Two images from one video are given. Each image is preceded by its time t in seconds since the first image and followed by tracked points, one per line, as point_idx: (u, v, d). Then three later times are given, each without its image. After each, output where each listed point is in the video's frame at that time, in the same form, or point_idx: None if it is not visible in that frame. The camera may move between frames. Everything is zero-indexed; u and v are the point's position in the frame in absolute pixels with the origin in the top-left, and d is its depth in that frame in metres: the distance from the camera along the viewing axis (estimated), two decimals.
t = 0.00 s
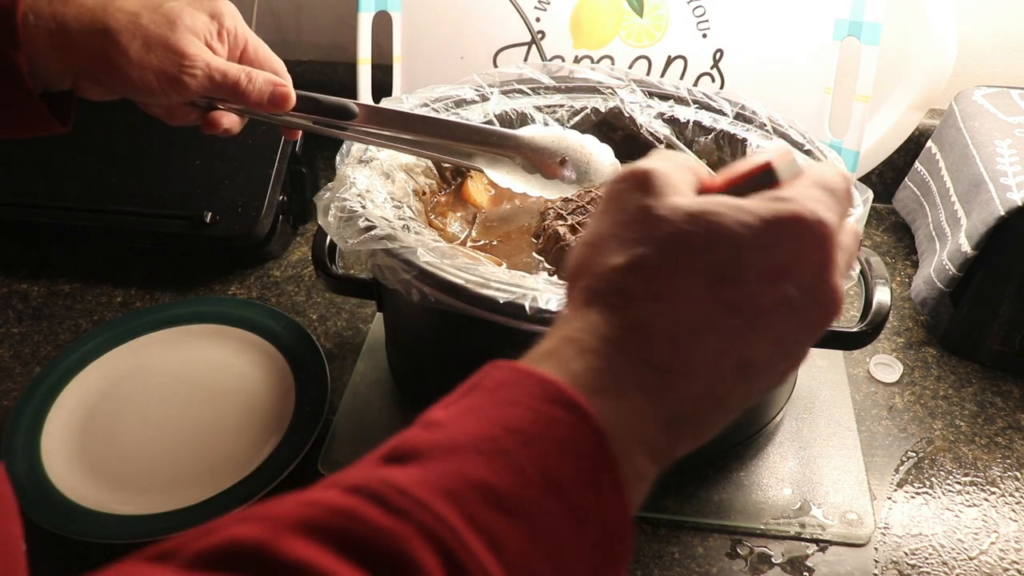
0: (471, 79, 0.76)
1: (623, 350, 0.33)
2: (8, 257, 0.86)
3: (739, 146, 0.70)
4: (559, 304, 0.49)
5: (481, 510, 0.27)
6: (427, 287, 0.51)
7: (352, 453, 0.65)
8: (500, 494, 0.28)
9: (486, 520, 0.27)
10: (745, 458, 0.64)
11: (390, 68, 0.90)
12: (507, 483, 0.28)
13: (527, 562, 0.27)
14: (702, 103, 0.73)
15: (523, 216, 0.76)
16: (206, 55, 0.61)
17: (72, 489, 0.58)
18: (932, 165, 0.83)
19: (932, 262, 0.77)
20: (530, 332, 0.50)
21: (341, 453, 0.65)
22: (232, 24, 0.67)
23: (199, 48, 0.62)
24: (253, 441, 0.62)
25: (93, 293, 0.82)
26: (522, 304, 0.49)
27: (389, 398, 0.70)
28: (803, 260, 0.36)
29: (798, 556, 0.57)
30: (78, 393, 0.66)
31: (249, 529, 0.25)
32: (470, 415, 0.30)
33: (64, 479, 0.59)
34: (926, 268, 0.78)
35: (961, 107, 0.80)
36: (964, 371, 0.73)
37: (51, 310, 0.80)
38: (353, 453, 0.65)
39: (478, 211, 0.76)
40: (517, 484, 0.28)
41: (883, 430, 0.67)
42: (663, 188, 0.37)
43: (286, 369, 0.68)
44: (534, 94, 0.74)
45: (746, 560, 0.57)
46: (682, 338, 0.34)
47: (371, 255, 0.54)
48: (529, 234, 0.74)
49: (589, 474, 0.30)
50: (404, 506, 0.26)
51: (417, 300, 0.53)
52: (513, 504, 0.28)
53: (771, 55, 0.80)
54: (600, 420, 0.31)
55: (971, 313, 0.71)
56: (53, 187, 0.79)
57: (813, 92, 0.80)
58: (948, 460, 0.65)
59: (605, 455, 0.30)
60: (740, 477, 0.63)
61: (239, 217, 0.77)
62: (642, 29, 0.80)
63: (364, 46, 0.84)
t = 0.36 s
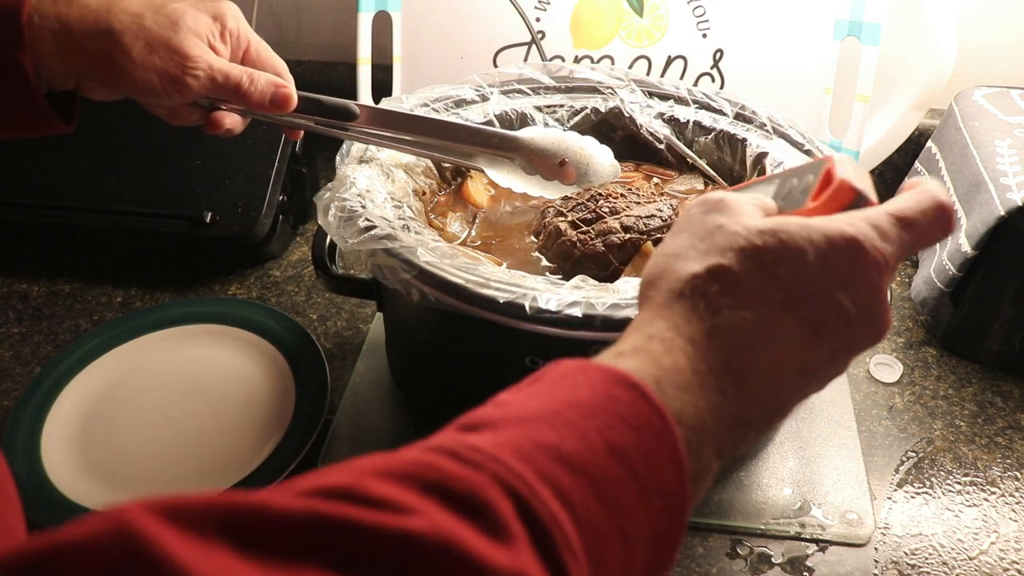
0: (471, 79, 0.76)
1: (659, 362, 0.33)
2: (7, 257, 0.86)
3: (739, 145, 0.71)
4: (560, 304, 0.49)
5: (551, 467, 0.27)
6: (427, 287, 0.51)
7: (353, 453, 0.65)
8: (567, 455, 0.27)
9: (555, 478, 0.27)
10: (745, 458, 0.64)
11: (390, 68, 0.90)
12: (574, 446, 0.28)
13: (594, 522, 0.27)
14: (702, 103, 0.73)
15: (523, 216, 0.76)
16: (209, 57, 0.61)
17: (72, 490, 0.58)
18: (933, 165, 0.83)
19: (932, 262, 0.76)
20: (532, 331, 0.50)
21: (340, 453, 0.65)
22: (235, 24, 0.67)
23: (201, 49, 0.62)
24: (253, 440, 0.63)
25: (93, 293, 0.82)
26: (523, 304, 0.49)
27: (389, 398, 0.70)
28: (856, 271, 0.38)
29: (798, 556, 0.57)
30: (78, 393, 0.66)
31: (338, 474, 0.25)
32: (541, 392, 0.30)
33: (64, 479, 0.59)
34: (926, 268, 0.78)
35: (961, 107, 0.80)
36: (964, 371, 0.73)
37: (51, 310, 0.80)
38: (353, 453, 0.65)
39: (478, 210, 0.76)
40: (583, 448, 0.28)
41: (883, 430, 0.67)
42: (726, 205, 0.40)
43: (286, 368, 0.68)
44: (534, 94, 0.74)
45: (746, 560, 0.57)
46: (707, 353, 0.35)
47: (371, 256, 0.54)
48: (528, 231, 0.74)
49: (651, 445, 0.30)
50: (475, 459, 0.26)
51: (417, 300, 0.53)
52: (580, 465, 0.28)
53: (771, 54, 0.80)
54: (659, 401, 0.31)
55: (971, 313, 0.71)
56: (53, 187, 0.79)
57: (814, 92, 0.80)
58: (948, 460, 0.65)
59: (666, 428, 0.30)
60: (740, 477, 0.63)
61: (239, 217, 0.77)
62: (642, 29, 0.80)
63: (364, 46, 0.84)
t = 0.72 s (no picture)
0: (471, 79, 0.76)
1: (681, 322, 0.33)
2: (6, 257, 0.86)
3: (739, 146, 0.71)
4: (560, 304, 0.49)
5: (575, 416, 0.27)
6: (427, 287, 0.51)
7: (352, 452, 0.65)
8: (590, 405, 0.27)
9: (582, 427, 0.27)
10: (745, 459, 0.64)
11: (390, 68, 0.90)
12: (597, 397, 0.28)
13: (621, 470, 0.27)
14: (702, 103, 0.73)
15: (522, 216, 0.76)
16: (210, 59, 0.61)
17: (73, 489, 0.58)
18: (933, 165, 0.83)
19: (933, 262, 0.76)
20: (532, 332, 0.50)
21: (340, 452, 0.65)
22: (237, 24, 0.67)
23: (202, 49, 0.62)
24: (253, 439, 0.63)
25: (93, 293, 0.82)
26: (522, 303, 0.49)
27: (389, 398, 0.70)
28: (866, 244, 0.39)
29: (798, 556, 0.57)
30: (78, 393, 0.66)
31: (366, 430, 0.25)
32: (560, 355, 0.30)
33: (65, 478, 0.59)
34: (926, 268, 0.78)
35: (961, 107, 0.80)
36: (964, 371, 0.73)
37: (51, 310, 0.80)
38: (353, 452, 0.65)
39: (478, 209, 0.76)
40: (606, 398, 0.28)
41: (883, 431, 0.67)
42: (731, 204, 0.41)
43: (287, 368, 0.68)
44: (534, 94, 0.74)
45: (746, 560, 0.57)
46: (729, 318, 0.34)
47: (371, 256, 0.54)
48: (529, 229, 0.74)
49: (672, 394, 0.29)
50: (500, 410, 0.26)
51: (417, 300, 0.52)
52: (605, 414, 0.27)
53: (771, 54, 0.80)
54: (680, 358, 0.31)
55: (970, 313, 0.71)
56: (54, 188, 0.79)
57: (814, 92, 0.80)
58: (948, 461, 0.65)
59: (686, 380, 0.30)
60: (740, 477, 0.63)
61: (239, 218, 0.77)
62: (642, 29, 0.80)
63: (364, 46, 0.84)
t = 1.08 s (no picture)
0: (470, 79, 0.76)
1: (674, 338, 0.34)
2: (6, 257, 0.86)
3: (739, 146, 0.71)
4: (560, 304, 0.49)
5: (562, 433, 0.27)
6: (427, 287, 0.50)
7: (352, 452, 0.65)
8: (577, 422, 0.28)
9: (567, 444, 0.27)
10: (745, 459, 0.64)
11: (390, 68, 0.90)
12: (584, 414, 0.28)
13: (606, 486, 0.27)
14: (702, 103, 0.73)
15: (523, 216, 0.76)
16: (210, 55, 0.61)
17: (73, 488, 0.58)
18: (932, 165, 0.83)
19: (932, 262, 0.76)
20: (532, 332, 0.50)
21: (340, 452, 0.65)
22: (237, 18, 0.67)
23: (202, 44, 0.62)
24: (253, 439, 0.63)
25: (93, 293, 0.82)
26: (522, 304, 0.49)
27: (389, 398, 0.70)
28: (866, 268, 0.40)
29: (798, 556, 0.57)
30: (78, 393, 0.66)
31: (352, 447, 0.25)
32: (553, 369, 0.31)
33: (64, 477, 0.59)
34: (926, 268, 0.78)
35: (961, 107, 0.80)
36: (964, 371, 0.73)
37: (51, 310, 0.80)
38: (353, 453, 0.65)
39: (479, 208, 0.76)
40: (592, 415, 0.28)
41: (883, 430, 0.67)
42: (750, 196, 0.40)
43: (287, 368, 0.68)
44: (534, 94, 0.74)
45: (746, 560, 0.57)
46: (719, 337, 0.35)
47: (371, 256, 0.54)
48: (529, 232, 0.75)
49: (659, 413, 0.29)
50: (487, 427, 0.26)
51: (417, 300, 0.52)
52: (592, 432, 0.28)
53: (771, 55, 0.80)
54: (668, 375, 0.31)
55: (971, 313, 0.71)
56: (53, 188, 0.79)
57: (813, 92, 0.81)
58: (948, 460, 0.65)
59: (676, 398, 0.30)
60: (740, 477, 0.63)
61: (239, 218, 0.77)
62: (642, 29, 0.80)
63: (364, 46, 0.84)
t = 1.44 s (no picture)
0: (470, 79, 0.76)
1: (670, 329, 0.34)
2: (7, 257, 0.86)
3: (739, 146, 0.71)
4: (560, 304, 0.49)
5: (552, 422, 0.27)
6: (427, 287, 0.50)
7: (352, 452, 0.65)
8: (568, 410, 0.28)
9: (558, 431, 0.27)
10: (745, 459, 0.64)
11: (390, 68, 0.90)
12: (576, 403, 0.28)
13: (599, 476, 0.27)
14: (702, 103, 0.73)
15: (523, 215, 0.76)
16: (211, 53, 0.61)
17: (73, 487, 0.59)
18: (932, 165, 0.83)
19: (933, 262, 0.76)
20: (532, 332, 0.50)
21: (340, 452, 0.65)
22: (238, 16, 0.67)
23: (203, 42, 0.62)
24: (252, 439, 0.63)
25: (93, 293, 0.82)
26: (522, 303, 0.49)
27: (389, 398, 0.70)
28: (869, 269, 0.40)
29: (798, 556, 0.57)
30: (78, 392, 0.66)
31: (344, 435, 0.25)
32: (550, 362, 0.31)
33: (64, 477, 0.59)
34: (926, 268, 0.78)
35: (961, 107, 0.80)
36: (964, 371, 0.73)
37: (51, 310, 0.80)
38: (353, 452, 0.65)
39: (479, 208, 0.76)
40: (584, 404, 0.28)
41: (883, 430, 0.67)
42: (754, 198, 0.40)
43: (287, 368, 0.68)
44: (534, 94, 0.74)
45: (746, 560, 0.57)
46: (717, 329, 0.35)
47: (372, 256, 0.54)
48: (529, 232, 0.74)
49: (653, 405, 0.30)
50: (478, 416, 0.26)
51: (417, 300, 0.52)
52: (583, 420, 0.28)
53: (771, 54, 0.80)
54: (663, 368, 0.31)
55: (971, 313, 0.71)
56: (53, 187, 0.79)
57: (813, 92, 0.81)
58: (948, 461, 0.65)
59: (668, 387, 0.30)
60: (740, 477, 0.63)
61: (239, 217, 0.77)
62: (642, 29, 0.80)
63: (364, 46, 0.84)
